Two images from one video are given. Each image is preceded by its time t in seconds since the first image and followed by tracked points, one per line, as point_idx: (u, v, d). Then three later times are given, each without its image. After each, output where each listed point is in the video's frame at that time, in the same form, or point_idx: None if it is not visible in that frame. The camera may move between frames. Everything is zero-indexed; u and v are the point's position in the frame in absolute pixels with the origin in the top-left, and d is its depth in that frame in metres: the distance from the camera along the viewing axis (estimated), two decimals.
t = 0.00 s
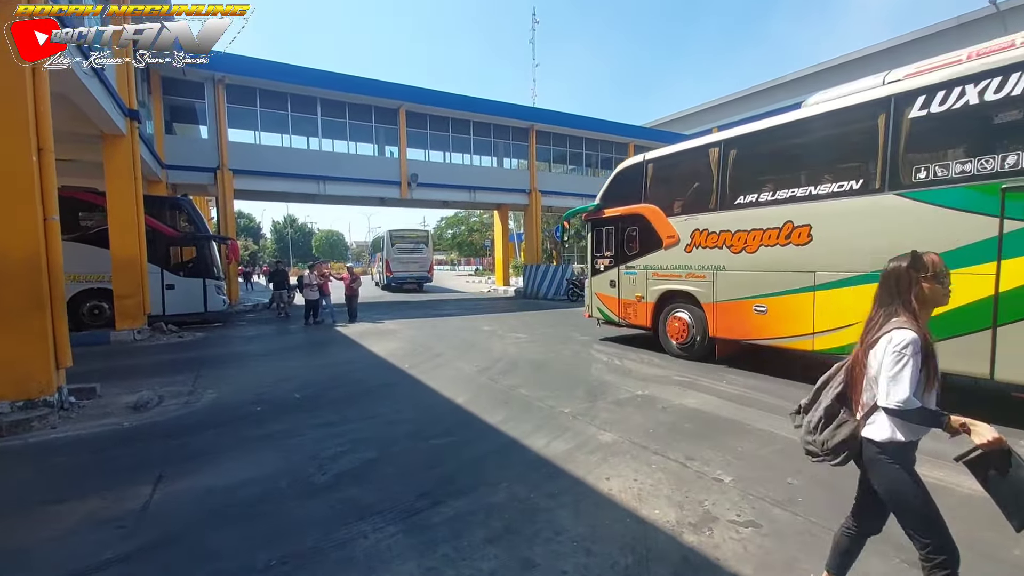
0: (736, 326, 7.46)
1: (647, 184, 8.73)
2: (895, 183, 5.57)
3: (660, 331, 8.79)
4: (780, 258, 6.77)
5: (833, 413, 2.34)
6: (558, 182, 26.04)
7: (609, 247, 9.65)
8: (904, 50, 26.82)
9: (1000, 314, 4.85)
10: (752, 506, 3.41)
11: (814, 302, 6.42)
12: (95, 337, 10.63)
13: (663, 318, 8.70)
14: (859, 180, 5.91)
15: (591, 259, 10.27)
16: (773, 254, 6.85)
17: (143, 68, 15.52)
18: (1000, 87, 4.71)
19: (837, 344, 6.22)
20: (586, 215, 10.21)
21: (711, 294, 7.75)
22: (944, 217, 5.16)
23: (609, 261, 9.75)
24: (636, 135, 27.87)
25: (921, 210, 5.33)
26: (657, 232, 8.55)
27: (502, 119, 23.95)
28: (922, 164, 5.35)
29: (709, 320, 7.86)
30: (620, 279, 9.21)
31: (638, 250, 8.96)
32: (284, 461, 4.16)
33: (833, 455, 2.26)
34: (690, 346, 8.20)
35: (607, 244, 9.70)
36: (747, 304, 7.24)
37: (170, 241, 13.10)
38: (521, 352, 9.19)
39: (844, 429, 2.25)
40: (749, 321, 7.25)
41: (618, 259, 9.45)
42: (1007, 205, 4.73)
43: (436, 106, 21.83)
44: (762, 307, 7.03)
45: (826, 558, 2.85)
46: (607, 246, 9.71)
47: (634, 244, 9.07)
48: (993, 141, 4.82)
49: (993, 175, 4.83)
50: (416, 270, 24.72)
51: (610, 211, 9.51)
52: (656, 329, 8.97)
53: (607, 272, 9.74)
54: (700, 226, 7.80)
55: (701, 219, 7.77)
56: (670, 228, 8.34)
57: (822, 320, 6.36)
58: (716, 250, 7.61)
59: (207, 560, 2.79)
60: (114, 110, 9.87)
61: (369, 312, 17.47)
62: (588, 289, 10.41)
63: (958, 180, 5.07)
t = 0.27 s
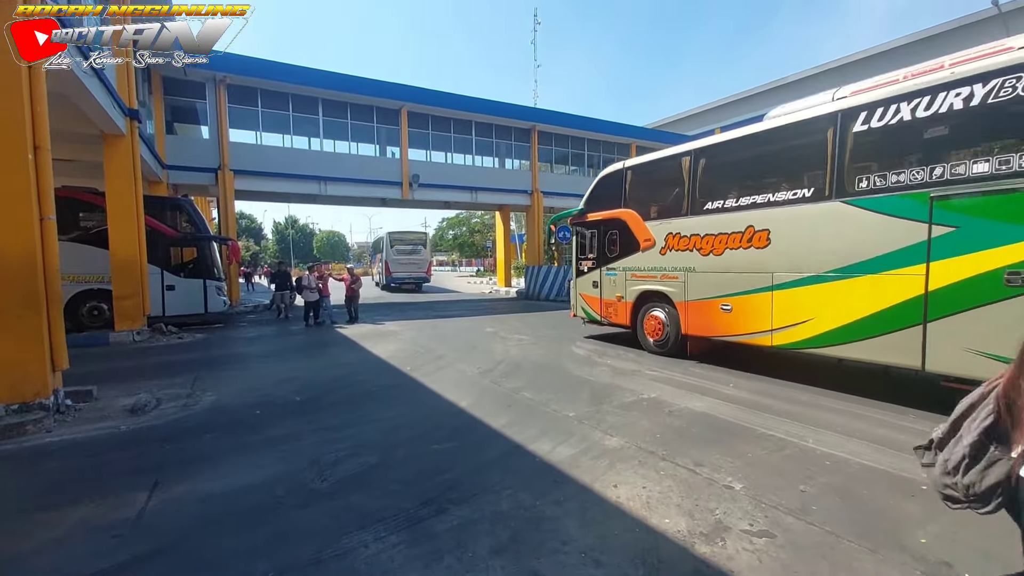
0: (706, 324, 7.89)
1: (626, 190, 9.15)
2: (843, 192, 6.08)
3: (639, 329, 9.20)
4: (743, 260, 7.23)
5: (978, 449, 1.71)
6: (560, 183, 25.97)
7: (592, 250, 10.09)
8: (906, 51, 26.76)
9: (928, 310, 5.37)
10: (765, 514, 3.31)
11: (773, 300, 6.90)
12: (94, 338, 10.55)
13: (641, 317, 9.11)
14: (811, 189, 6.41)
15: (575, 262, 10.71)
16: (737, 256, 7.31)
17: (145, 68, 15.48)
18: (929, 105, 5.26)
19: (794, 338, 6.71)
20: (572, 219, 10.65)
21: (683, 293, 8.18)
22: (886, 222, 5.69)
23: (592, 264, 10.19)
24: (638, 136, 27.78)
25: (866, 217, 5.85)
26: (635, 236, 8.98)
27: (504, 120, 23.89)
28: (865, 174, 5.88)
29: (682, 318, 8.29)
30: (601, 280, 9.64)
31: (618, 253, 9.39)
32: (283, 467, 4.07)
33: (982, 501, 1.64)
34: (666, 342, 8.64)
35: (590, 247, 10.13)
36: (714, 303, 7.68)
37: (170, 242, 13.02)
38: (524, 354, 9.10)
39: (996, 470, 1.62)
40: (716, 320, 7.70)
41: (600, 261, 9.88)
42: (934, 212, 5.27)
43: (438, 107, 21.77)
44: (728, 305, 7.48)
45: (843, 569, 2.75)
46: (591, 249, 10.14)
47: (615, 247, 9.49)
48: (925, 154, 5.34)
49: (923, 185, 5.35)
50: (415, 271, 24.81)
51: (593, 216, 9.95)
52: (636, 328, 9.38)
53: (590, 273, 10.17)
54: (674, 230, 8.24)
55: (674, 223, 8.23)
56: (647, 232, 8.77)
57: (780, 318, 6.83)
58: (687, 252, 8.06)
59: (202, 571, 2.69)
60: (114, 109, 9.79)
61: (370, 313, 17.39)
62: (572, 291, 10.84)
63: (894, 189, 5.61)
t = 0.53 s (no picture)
0: (682, 325, 8.26)
1: (614, 197, 9.59)
2: (804, 203, 6.48)
3: (623, 329, 9.57)
4: (716, 265, 7.62)
5: None
6: (568, 185, 25.89)
7: (581, 253, 10.51)
8: (918, 58, 26.56)
9: (877, 313, 5.77)
10: (780, 526, 3.22)
11: (741, 302, 7.29)
12: (102, 333, 10.58)
13: (625, 318, 9.49)
14: (776, 199, 6.80)
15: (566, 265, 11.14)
16: (711, 261, 7.70)
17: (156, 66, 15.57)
18: (879, 125, 5.72)
19: (760, 339, 7.09)
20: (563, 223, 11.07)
21: (664, 295, 8.55)
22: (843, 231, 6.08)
23: (582, 266, 10.60)
24: (648, 139, 27.67)
25: (823, 226, 6.26)
26: (621, 240, 9.39)
27: (514, 121, 23.85)
28: (823, 187, 6.29)
29: (661, 319, 8.66)
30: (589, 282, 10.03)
31: (605, 256, 9.80)
32: (287, 466, 4.02)
33: None
34: (648, 342, 9.02)
35: (580, 250, 10.55)
36: (690, 305, 8.07)
37: (179, 238, 13.05)
38: (530, 356, 9.03)
39: None
40: (691, 320, 8.09)
41: (589, 264, 10.29)
42: (882, 223, 5.71)
43: (447, 107, 21.75)
44: (702, 307, 7.84)
45: None
46: (580, 253, 10.56)
47: (603, 251, 9.89)
48: (877, 169, 5.78)
49: (874, 198, 5.80)
50: (419, 270, 24.90)
51: (582, 221, 10.39)
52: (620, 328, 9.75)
53: (580, 276, 10.58)
54: (656, 235, 8.64)
55: (655, 229, 8.63)
56: (632, 236, 9.18)
57: (745, 320, 7.23)
58: (667, 256, 8.44)
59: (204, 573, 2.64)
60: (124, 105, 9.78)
61: (376, 312, 17.37)
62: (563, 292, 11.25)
63: (851, 201, 6.02)
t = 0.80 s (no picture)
0: (661, 325, 8.71)
1: (601, 203, 10.03)
2: (770, 213, 6.97)
3: (608, 328, 9.99)
4: (692, 269, 8.09)
5: None
6: (574, 187, 25.82)
7: (570, 256, 10.91)
8: (926, 66, 26.49)
9: (830, 316, 6.26)
10: (798, 538, 3.14)
11: (713, 304, 7.77)
12: (108, 328, 10.56)
13: (610, 318, 9.93)
14: (744, 209, 7.29)
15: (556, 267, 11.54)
16: (687, 265, 8.17)
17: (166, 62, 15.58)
18: (835, 143, 6.25)
19: (729, 338, 7.56)
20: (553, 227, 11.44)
21: (645, 296, 9.00)
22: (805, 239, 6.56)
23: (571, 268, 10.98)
24: (655, 142, 27.58)
25: (785, 234, 6.75)
26: (608, 244, 9.78)
27: (521, 123, 23.80)
28: (786, 199, 6.78)
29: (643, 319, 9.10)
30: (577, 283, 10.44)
31: (593, 259, 10.20)
32: (293, 466, 3.97)
33: None
34: (630, 341, 9.44)
35: (569, 253, 10.93)
36: (668, 306, 8.54)
37: (184, 234, 13.05)
38: (536, 358, 8.96)
39: None
40: (668, 320, 8.55)
41: (578, 266, 10.68)
42: (836, 233, 6.20)
43: (454, 107, 21.70)
44: (679, 308, 8.31)
45: None
46: (569, 255, 10.94)
47: (591, 254, 10.27)
48: (834, 183, 6.26)
49: (829, 210, 6.30)
50: (420, 270, 24.96)
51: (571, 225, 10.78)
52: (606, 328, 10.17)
53: (568, 277, 10.98)
54: (639, 240, 9.09)
55: (638, 234, 9.09)
56: (617, 241, 9.60)
57: (717, 321, 7.70)
58: (648, 260, 8.92)
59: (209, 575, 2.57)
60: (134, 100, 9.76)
61: (380, 312, 17.32)
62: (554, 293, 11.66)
63: (810, 213, 6.51)
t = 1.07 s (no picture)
0: (646, 324, 8.97)
1: (592, 207, 10.22)
2: (742, 219, 7.23)
3: (600, 328, 10.20)
4: (674, 271, 8.35)
5: None
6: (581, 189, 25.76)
7: (563, 258, 11.10)
8: (936, 67, 26.30)
9: (795, 317, 6.53)
10: (829, 549, 3.05)
11: (692, 305, 8.04)
12: (119, 331, 10.58)
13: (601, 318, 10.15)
14: (720, 215, 7.56)
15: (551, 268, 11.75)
16: (670, 267, 8.43)
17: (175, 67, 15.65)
18: (800, 154, 6.54)
19: (707, 337, 7.83)
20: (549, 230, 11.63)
21: (631, 297, 9.25)
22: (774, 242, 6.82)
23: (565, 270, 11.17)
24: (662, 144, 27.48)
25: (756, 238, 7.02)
26: (600, 247, 9.97)
27: (528, 125, 23.76)
28: (757, 206, 7.04)
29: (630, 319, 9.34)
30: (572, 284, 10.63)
31: (586, 261, 10.38)
32: (307, 472, 3.91)
33: None
34: (619, 340, 9.66)
35: (563, 255, 11.11)
36: (653, 307, 8.79)
37: (194, 236, 13.07)
38: (547, 361, 8.89)
39: None
40: (652, 320, 8.82)
41: (572, 268, 10.86)
42: (800, 237, 6.48)
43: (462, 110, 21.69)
44: (663, 308, 8.57)
45: None
46: (563, 258, 11.12)
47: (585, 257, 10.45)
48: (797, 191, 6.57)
49: (795, 216, 6.58)
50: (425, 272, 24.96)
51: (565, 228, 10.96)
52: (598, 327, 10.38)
53: (562, 279, 11.19)
54: (627, 243, 9.33)
55: (626, 238, 9.33)
56: (608, 244, 9.81)
57: (696, 321, 7.96)
58: (636, 262, 9.16)
59: None
60: (145, 103, 9.76)
61: (388, 314, 17.29)
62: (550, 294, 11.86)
63: (777, 219, 6.78)
